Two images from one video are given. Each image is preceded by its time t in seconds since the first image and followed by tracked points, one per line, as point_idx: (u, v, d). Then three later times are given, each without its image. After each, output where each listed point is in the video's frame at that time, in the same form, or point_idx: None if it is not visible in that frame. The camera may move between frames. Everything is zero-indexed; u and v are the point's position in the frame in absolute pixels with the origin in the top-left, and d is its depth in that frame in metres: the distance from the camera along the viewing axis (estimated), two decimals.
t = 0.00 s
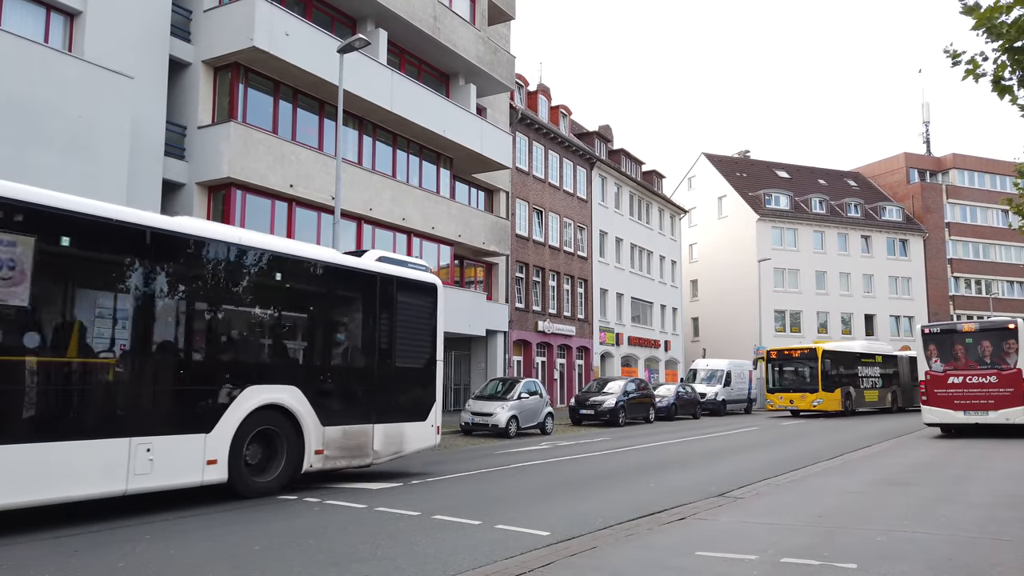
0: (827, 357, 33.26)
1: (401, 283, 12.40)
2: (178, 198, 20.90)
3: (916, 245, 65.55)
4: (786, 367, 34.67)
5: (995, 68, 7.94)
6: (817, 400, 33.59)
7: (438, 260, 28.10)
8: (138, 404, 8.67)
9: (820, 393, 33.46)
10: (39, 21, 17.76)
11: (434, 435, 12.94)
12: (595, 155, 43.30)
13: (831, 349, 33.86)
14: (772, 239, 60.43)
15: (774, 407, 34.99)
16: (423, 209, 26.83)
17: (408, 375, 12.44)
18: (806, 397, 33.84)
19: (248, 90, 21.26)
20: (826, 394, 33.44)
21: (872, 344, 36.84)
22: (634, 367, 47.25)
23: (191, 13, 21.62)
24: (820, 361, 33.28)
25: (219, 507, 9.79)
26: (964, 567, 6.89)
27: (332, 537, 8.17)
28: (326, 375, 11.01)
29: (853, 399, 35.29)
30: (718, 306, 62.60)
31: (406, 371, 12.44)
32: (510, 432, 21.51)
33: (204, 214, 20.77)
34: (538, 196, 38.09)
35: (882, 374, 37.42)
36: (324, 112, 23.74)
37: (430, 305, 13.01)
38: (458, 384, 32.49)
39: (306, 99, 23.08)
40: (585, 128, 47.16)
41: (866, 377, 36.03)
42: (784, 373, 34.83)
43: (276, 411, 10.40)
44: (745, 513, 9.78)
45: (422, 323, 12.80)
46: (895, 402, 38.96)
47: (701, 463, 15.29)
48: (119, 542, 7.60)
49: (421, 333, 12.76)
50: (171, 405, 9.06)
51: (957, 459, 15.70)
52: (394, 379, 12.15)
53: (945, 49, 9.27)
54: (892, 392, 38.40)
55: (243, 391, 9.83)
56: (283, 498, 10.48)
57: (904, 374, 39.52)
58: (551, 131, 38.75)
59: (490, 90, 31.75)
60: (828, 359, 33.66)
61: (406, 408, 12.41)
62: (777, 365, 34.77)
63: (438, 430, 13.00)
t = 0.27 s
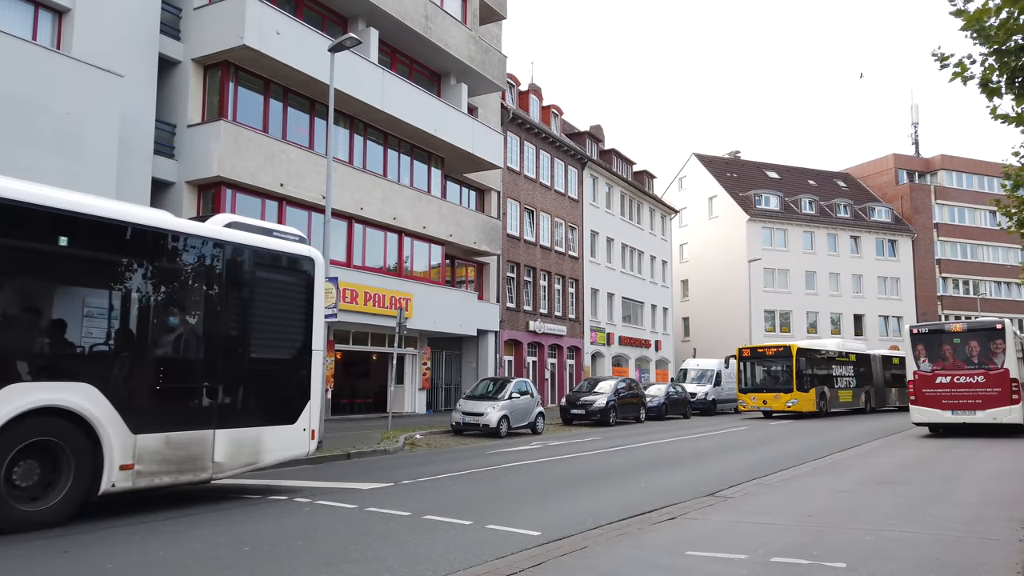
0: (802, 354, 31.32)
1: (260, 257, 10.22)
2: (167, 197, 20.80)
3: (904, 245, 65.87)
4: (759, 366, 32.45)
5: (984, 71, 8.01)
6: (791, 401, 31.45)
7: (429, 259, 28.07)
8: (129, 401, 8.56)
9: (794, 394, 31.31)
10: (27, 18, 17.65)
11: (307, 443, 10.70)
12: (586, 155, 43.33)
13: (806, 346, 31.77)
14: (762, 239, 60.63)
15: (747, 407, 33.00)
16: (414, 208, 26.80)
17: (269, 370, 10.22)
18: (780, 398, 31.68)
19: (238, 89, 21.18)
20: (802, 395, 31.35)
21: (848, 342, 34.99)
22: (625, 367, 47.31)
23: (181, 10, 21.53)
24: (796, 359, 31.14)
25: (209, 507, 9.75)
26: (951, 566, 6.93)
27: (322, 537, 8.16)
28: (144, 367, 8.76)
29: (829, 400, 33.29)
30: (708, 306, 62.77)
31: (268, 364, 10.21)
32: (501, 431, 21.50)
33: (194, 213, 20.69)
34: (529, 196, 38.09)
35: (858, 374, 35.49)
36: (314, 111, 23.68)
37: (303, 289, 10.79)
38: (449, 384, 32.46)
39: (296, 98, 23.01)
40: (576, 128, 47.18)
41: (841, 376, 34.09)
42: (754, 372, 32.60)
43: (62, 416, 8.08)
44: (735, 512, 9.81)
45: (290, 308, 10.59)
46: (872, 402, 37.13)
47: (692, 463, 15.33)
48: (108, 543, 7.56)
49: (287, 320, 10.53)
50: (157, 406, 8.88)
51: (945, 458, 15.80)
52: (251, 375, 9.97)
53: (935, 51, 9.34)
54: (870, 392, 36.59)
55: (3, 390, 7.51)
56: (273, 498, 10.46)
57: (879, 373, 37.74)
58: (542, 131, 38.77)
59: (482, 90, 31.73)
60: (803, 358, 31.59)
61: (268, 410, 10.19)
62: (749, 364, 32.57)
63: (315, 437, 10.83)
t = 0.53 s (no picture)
0: (777, 353, 29.84)
1: (47, 218, 7.99)
2: (157, 196, 20.71)
3: (894, 246, 66.16)
4: (732, 366, 30.86)
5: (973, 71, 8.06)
6: (766, 401, 29.89)
7: (420, 259, 28.06)
8: None
9: (769, 394, 29.76)
10: (16, 16, 17.55)
11: (121, 457, 8.44)
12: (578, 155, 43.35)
13: (780, 344, 30.35)
14: (752, 239, 60.82)
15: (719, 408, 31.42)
16: (406, 207, 26.77)
17: (58, 363, 7.98)
18: (754, 398, 30.09)
19: (229, 87, 21.11)
20: (776, 395, 29.82)
21: (822, 341, 33.69)
22: (616, 366, 47.37)
23: (171, 8, 21.43)
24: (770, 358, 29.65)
25: (199, 507, 9.72)
26: (938, 563, 6.98)
27: (313, 537, 8.15)
28: None
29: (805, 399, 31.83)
30: (699, 306, 62.93)
31: (51, 357, 7.93)
32: (493, 431, 21.50)
33: (184, 212, 20.62)
34: (521, 196, 38.09)
35: (833, 374, 34.15)
36: (305, 110, 23.63)
37: (116, 264, 8.59)
38: (440, 384, 32.43)
39: (287, 97, 22.95)
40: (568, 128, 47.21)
41: (816, 376, 32.67)
42: (727, 372, 30.97)
43: None
44: (725, 511, 9.84)
45: (97, 283, 8.40)
46: (847, 404, 35.74)
47: (683, 462, 15.36)
48: (97, 544, 7.52)
49: (88, 301, 8.31)
50: None
51: (933, 458, 15.90)
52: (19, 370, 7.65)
53: (926, 46, 9.36)
54: (846, 393, 35.20)
55: None
56: (263, 499, 10.43)
57: (854, 374, 36.39)
58: (534, 131, 38.79)
59: (474, 89, 31.72)
60: (778, 355, 30.14)
61: (50, 415, 7.89)
62: (721, 363, 30.99)
63: (133, 449, 8.55)
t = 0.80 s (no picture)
0: (751, 351, 28.35)
1: None
2: (147, 195, 20.61)
3: (884, 246, 66.45)
4: (705, 365, 29.26)
5: (964, 72, 8.08)
6: (740, 402, 28.36)
7: (412, 258, 28.03)
8: None
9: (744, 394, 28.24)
10: (5, 13, 17.44)
11: None
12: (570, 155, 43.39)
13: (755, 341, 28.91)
14: (744, 240, 61.00)
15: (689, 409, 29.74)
16: (398, 207, 26.73)
17: None
18: (728, 398, 28.54)
19: (220, 85, 21.02)
20: (751, 394, 28.31)
21: (797, 338, 32.39)
22: (608, 366, 47.44)
23: (162, 6, 21.33)
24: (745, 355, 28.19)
25: (189, 507, 9.68)
26: (927, 561, 7.02)
27: (305, 537, 8.12)
28: None
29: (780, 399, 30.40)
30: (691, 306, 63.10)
31: None
32: (485, 430, 21.50)
33: (175, 211, 20.55)
34: (514, 195, 38.10)
35: (808, 372, 32.80)
36: (297, 109, 23.57)
37: None
38: (432, 384, 32.40)
39: (279, 96, 22.89)
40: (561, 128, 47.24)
41: (791, 375, 31.28)
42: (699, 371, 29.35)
43: None
44: (717, 510, 9.85)
45: None
46: (822, 402, 34.36)
47: (674, 462, 15.40)
48: (87, 544, 7.48)
49: None
50: None
51: (923, 456, 15.98)
52: None
53: (920, 46, 9.39)
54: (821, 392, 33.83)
55: None
56: (254, 498, 10.40)
57: (829, 372, 35.09)
58: (526, 131, 38.78)
59: (466, 89, 31.72)
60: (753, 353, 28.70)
61: None
62: (693, 361, 29.39)
63: None
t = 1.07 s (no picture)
0: (725, 347, 26.75)
1: None
2: (138, 193, 20.52)
3: (874, 247, 66.72)
4: (677, 362, 27.59)
5: (953, 74, 8.10)
6: (714, 401, 26.71)
7: (404, 257, 27.99)
8: None
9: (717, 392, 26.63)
10: None
11: None
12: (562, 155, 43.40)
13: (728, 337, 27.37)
14: (735, 240, 61.15)
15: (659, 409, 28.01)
16: (390, 206, 26.68)
17: None
18: (701, 398, 26.88)
19: (212, 83, 20.93)
20: (724, 394, 26.71)
21: (772, 334, 30.95)
22: (600, 366, 47.47)
23: (152, 4, 21.22)
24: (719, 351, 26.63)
25: (180, 507, 9.64)
26: (918, 560, 7.04)
27: (297, 537, 8.09)
28: None
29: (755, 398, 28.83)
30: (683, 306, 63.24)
31: None
32: (477, 430, 21.49)
33: (165, 209, 20.45)
34: (506, 195, 38.08)
35: (783, 371, 31.36)
36: (289, 107, 23.50)
37: None
38: (424, 383, 32.34)
39: (270, 94, 22.81)
40: (553, 128, 47.25)
41: (766, 374, 29.79)
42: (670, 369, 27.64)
43: None
44: (709, 509, 9.87)
45: None
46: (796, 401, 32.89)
47: (666, 461, 15.41)
48: (77, 545, 7.43)
49: None
50: None
51: (913, 456, 16.07)
52: None
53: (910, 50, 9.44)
54: (796, 391, 32.43)
55: None
56: (246, 498, 10.36)
57: (804, 371, 33.68)
58: (518, 131, 38.75)
59: (458, 88, 31.69)
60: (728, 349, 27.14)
61: None
62: (664, 358, 27.69)
63: None
